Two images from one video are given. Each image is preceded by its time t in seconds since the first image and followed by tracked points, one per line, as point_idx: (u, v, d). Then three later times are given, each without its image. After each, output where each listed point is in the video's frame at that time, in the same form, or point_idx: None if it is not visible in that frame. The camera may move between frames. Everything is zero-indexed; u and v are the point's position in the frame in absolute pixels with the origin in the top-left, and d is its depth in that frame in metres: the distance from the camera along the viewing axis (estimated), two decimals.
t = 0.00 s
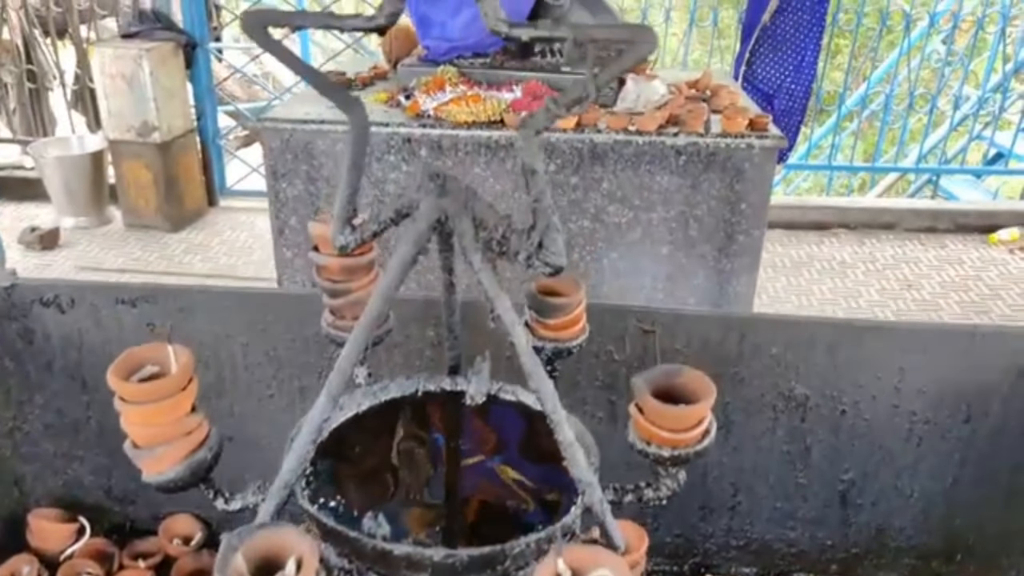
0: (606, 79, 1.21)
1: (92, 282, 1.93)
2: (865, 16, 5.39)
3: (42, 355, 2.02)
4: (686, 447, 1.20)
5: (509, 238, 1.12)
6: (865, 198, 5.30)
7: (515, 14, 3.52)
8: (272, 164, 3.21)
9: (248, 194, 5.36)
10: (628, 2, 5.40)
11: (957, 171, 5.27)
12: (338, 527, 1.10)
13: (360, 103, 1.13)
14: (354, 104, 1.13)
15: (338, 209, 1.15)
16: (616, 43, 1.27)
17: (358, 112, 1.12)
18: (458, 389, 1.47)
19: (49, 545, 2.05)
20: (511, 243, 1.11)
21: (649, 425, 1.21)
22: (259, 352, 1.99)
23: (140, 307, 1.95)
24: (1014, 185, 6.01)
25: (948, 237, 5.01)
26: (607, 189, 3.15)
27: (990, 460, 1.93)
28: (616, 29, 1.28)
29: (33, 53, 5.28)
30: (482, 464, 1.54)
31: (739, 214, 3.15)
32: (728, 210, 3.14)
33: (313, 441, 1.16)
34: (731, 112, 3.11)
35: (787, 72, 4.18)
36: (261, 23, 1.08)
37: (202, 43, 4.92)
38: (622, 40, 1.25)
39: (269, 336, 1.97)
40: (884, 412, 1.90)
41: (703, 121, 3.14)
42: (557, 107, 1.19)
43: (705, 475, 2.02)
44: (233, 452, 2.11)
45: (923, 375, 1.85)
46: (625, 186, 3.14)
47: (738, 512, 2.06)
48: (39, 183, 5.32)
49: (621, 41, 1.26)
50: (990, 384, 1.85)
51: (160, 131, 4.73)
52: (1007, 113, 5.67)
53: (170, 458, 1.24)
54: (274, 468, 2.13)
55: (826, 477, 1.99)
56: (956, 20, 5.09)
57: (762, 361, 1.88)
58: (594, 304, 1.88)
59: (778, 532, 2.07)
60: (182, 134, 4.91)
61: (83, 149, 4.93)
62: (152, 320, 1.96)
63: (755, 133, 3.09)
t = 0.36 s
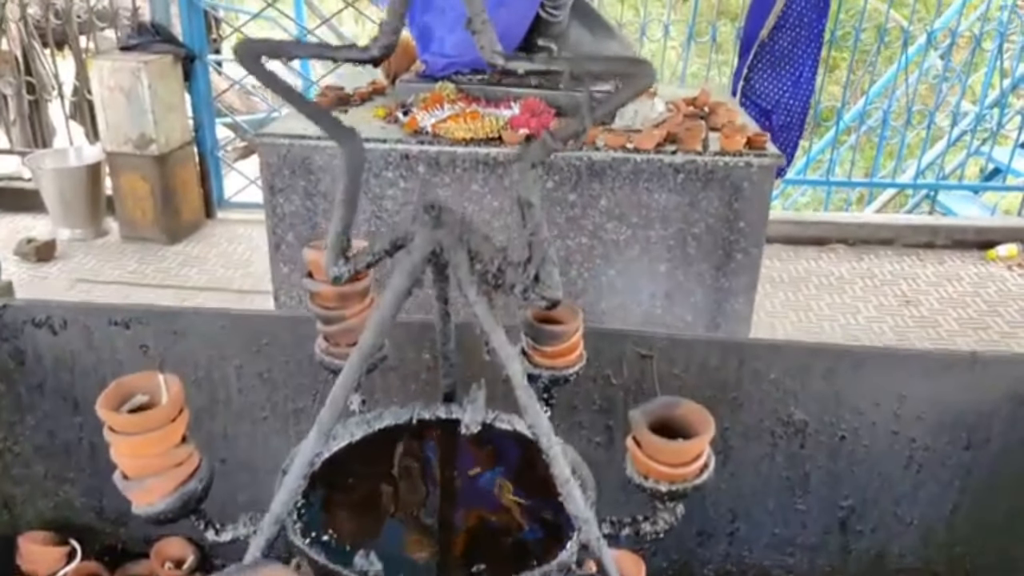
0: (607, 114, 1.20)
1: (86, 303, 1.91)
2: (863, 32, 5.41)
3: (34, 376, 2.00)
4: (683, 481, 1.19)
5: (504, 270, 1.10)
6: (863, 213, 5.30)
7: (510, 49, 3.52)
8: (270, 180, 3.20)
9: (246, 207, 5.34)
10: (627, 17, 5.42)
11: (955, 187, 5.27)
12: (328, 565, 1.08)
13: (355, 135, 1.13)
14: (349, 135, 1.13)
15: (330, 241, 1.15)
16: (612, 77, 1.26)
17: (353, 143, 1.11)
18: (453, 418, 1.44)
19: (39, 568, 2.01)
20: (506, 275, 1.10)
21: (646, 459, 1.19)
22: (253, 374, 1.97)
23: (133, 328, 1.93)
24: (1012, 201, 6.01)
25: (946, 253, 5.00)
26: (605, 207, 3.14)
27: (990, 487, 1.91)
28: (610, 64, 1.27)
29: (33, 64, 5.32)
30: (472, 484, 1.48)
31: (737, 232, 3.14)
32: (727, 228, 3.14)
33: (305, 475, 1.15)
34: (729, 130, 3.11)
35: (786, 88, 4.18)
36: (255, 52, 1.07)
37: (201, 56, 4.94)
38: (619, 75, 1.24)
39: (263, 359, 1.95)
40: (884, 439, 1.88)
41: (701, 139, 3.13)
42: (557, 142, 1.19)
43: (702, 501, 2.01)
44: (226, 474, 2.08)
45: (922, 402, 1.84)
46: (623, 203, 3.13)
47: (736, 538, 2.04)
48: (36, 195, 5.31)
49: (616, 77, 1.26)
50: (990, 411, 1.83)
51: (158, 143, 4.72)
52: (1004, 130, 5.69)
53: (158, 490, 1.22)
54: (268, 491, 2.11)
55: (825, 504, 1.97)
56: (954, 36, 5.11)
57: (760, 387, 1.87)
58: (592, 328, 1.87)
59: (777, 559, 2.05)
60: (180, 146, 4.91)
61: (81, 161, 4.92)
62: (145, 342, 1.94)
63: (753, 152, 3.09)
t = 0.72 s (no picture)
0: (606, 156, 1.18)
1: (87, 331, 1.91)
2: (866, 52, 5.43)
3: (35, 404, 2.00)
4: (686, 524, 1.17)
5: (506, 310, 1.09)
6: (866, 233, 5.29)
7: (507, 79, 3.52)
8: (274, 201, 3.20)
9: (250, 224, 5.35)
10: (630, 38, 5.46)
11: (958, 207, 5.27)
12: None
13: (358, 172, 1.12)
14: (352, 173, 1.12)
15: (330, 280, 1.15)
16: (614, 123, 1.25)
17: (355, 181, 1.11)
18: (454, 453, 1.44)
19: None
20: (508, 315, 1.09)
21: (649, 502, 1.18)
22: (254, 403, 1.96)
23: (134, 356, 1.93)
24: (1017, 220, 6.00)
25: (950, 273, 4.99)
26: (608, 230, 3.13)
27: (997, 520, 1.89)
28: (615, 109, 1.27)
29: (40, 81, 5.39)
30: (473, 508, 1.47)
31: (741, 255, 3.13)
32: (730, 251, 3.13)
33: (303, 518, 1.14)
34: (732, 153, 3.11)
35: (789, 108, 4.18)
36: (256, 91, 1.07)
37: (206, 74, 4.96)
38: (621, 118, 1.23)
39: (264, 388, 1.94)
40: (889, 471, 1.86)
41: (705, 162, 3.13)
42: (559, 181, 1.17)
43: (706, 533, 1.99)
44: (226, 503, 2.07)
45: (928, 435, 1.82)
46: (626, 226, 3.13)
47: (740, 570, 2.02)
48: (41, 213, 5.33)
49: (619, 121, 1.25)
50: (997, 444, 1.81)
51: (163, 160, 4.74)
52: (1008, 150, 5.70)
53: (158, 527, 1.21)
54: (268, 519, 2.09)
55: (831, 537, 1.95)
56: (958, 57, 5.13)
57: (764, 419, 1.85)
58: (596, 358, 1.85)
59: None
60: (185, 164, 4.92)
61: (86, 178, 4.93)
62: (146, 370, 1.94)
63: (757, 175, 3.08)
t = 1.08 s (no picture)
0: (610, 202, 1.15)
1: (88, 363, 1.92)
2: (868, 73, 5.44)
3: (36, 434, 2.00)
4: (691, 569, 1.16)
5: (508, 355, 1.09)
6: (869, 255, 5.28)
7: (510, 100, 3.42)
8: (277, 225, 3.20)
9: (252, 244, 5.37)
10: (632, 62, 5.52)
11: (962, 229, 5.26)
12: None
13: (360, 217, 1.13)
14: (354, 218, 1.13)
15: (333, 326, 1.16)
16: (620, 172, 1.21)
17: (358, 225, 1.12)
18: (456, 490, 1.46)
19: None
20: (511, 359, 1.09)
21: (652, 547, 1.16)
22: (255, 436, 1.96)
23: (136, 388, 1.94)
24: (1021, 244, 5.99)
25: (954, 295, 4.97)
26: (611, 255, 3.13)
27: (1005, 557, 1.86)
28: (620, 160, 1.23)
29: (46, 100, 5.45)
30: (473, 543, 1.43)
31: (744, 280, 3.12)
32: (734, 276, 3.12)
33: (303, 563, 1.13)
34: (736, 180, 3.08)
35: (792, 130, 4.19)
36: (259, 135, 1.07)
37: (211, 95, 4.99)
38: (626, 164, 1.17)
39: (265, 420, 1.94)
40: (895, 507, 1.85)
41: (708, 188, 3.12)
42: (562, 228, 1.15)
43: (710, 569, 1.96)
44: (226, 536, 2.05)
45: (933, 470, 1.81)
46: (630, 252, 3.12)
47: None
48: (45, 233, 5.34)
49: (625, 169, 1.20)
50: (1003, 480, 1.80)
51: (168, 181, 4.76)
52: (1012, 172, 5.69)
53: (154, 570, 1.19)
54: (268, 552, 2.07)
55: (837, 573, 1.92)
56: (960, 79, 5.14)
57: (768, 454, 1.84)
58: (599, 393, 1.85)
59: None
60: (190, 185, 4.94)
61: (91, 198, 4.95)
62: (146, 402, 1.95)
63: (760, 202, 3.06)
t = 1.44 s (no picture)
0: (612, 254, 1.20)
1: (90, 398, 2.08)
2: (872, 98, 5.46)
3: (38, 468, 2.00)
4: None
5: (512, 404, 1.18)
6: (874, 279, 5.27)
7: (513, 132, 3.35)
8: (281, 251, 3.20)
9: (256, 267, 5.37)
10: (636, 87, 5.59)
11: (967, 254, 5.25)
12: None
13: (367, 267, 1.23)
14: (362, 268, 1.23)
15: (338, 373, 1.22)
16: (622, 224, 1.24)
17: (362, 277, 1.21)
18: (459, 532, 1.50)
19: None
20: (514, 409, 1.18)
21: None
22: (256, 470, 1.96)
23: (137, 422, 2.10)
24: None
25: (959, 320, 4.96)
26: (615, 282, 3.13)
27: None
28: (622, 210, 1.27)
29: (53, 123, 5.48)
30: None
31: (749, 308, 3.12)
32: (738, 304, 3.11)
33: None
34: (740, 209, 3.11)
35: (795, 155, 4.20)
36: (267, 182, 1.19)
37: (218, 118, 5.03)
38: (629, 215, 1.22)
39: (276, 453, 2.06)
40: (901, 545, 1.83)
41: (712, 217, 3.13)
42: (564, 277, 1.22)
43: None
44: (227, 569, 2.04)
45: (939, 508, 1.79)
46: (634, 279, 3.12)
47: None
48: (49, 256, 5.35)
49: (627, 220, 1.24)
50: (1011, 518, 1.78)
51: (173, 205, 4.77)
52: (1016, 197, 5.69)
53: None
54: None
55: None
56: (963, 104, 5.14)
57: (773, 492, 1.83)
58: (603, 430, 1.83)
59: None
60: (194, 207, 4.95)
61: (97, 221, 4.95)
62: (149, 437, 2.11)
63: (765, 230, 3.07)
